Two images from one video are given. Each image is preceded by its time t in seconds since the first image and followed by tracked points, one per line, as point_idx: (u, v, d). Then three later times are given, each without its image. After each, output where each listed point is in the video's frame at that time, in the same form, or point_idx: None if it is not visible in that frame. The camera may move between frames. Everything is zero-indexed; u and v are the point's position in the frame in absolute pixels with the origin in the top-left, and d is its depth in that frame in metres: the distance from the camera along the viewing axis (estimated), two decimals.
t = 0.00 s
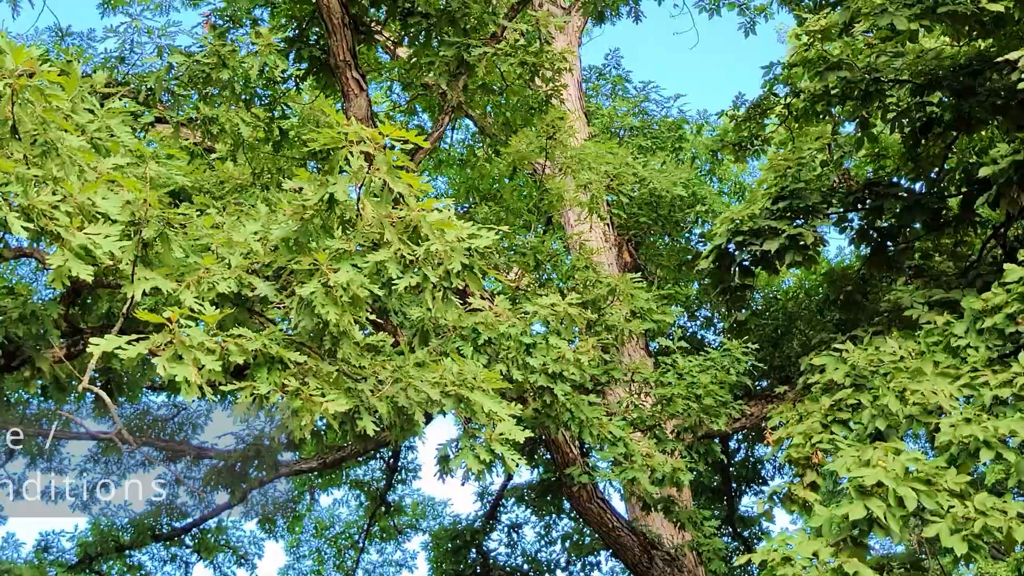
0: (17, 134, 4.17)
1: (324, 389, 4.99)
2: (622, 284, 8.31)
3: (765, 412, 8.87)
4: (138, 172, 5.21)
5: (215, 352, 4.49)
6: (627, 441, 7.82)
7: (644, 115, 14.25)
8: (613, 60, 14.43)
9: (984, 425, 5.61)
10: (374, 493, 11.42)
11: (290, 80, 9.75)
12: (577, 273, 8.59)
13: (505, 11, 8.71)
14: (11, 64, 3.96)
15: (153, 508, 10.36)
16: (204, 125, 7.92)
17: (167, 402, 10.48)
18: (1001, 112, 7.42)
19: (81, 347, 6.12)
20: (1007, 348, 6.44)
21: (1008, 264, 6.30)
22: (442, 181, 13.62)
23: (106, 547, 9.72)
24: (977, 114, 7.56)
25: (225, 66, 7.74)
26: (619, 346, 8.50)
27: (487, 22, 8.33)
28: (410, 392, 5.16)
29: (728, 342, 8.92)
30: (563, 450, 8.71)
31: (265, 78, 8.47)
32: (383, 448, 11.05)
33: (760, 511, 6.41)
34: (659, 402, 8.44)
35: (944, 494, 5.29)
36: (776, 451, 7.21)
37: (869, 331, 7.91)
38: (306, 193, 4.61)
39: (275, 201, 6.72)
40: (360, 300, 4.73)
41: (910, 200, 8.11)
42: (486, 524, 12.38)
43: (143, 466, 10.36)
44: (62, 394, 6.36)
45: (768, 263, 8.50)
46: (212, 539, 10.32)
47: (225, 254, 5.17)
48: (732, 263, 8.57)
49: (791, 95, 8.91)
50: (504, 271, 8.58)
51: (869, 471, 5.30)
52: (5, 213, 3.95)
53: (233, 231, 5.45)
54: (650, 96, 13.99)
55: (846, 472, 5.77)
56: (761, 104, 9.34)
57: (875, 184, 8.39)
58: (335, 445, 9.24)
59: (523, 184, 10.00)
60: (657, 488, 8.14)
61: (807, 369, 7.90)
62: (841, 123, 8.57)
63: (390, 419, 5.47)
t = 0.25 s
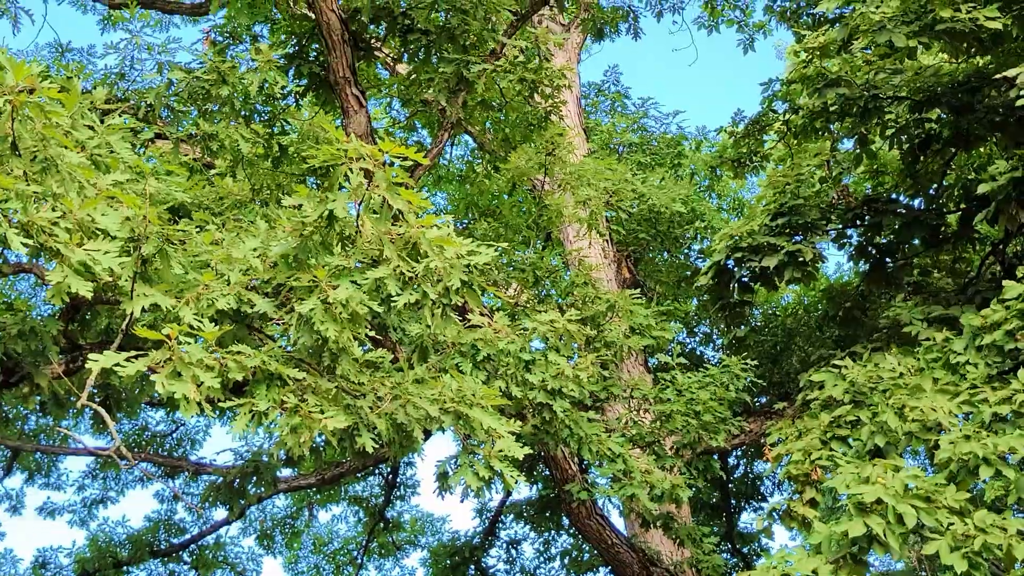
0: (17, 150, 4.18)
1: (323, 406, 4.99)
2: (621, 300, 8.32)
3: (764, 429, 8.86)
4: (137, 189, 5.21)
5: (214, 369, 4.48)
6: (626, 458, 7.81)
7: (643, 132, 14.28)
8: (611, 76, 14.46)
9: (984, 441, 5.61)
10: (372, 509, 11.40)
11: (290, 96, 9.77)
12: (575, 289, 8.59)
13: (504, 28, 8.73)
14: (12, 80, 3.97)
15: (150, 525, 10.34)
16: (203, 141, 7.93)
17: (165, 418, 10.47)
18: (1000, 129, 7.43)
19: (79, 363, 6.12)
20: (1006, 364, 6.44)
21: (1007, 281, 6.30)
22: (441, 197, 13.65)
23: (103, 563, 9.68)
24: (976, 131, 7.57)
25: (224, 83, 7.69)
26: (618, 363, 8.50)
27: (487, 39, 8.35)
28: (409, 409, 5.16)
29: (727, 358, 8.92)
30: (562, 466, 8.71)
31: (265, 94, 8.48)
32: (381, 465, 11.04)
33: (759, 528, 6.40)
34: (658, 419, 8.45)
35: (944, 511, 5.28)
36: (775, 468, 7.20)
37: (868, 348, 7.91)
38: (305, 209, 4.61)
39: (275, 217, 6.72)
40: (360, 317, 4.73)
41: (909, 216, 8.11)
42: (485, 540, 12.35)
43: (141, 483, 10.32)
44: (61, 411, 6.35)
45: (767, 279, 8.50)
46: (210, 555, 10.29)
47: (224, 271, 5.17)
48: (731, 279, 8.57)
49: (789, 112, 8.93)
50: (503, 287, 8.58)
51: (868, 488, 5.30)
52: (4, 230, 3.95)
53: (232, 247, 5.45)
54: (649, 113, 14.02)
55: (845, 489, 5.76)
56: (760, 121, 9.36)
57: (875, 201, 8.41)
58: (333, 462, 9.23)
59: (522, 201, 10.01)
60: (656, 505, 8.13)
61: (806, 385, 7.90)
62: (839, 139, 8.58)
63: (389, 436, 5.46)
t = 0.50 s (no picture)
0: (17, 167, 4.18)
1: (323, 422, 4.98)
2: (621, 317, 8.32)
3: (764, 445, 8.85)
4: (138, 205, 5.21)
5: (214, 386, 4.48)
6: (625, 474, 7.80)
7: (643, 148, 14.30)
8: (611, 93, 14.49)
9: (984, 459, 5.60)
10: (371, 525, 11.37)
11: (291, 113, 9.78)
12: (575, 305, 8.59)
13: (504, 44, 8.75)
14: (12, 97, 3.97)
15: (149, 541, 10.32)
16: (204, 157, 7.94)
17: (164, 434, 10.45)
18: (999, 146, 7.44)
19: (78, 379, 6.12)
20: (1006, 381, 6.44)
21: (1007, 298, 6.30)
22: (441, 213, 13.66)
23: None
24: (975, 147, 7.58)
25: (225, 99, 7.76)
26: (618, 379, 8.49)
27: (487, 56, 8.35)
28: (409, 426, 5.15)
29: (726, 375, 8.91)
30: (562, 483, 8.69)
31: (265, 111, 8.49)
32: (380, 481, 11.03)
33: (759, 545, 6.38)
34: (658, 435, 8.43)
35: (945, 529, 5.27)
36: (775, 485, 7.18)
37: (868, 364, 7.91)
38: (305, 226, 4.61)
39: (275, 233, 6.72)
40: (360, 333, 4.72)
41: (908, 233, 8.11)
42: (484, 557, 12.32)
43: (140, 498, 10.30)
44: (60, 427, 6.35)
45: (767, 296, 8.50)
46: (209, 572, 10.26)
47: (225, 287, 5.18)
48: (730, 296, 8.57)
49: (789, 129, 8.94)
50: (502, 303, 8.58)
51: (868, 506, 5.29)
52: (4, 246, 3.95)
53: (232, 264, 5.46)
54: (648, 129, 14.04)
55: (845, 507, 5.75)
56: (760, 137, 9.37)
57: (875, 217, 8.39)
58: (333, 477, 9.20)
59: (522, 216, 10.02)
60: (655, 521, 8.13)
61: (806, 402, 7.89)
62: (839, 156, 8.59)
63: (389, 453, 5.45)
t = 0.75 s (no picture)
0: (18, 185, 4.19)
1: (323, 440, 4.98)
2: (621, 334, 8.33)
3: (765, 463, 8.85)
4: (138, 223, 5.22)
5: (214, 404, 4.48)
6: (626, 492, 7.80)
7: (643, 166, 14.32)
8: (611, 110, 14.52)
9: (985, 477, 5.60)
10: (371, 542, 11.35)
11: (291, 130, 9.79)
12: (575, 322, 8.59)
13: (504, 62, 8.76)
14: (13, 116, 3.98)
15: (148, 558, 10.29)
16: (204, 175, 7.95)
17: (163, 451, 10.44)
18: (999, 163, 7.45)
19: (78, 397, 6.12)
20: (1007, 400, 6.44)
21: (1007, 316, 6.30)
22: (441, 230, 13.67)
23: None
24: (975, 165, 7.59)
25: (226, 117, 7.79)
26: (618, 396, 8.49)
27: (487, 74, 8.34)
28: (409, 444, 5.15)
29: (727, 393, 8.91)
30: (562, 501, 8.66)
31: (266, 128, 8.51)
32: (381, 499, 11.01)
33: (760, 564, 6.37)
34: (658, 453, 8.42)
35: (945, 547, 5.26)
36: (775, 503, 7.17)
37: (868, 382, 7.91)
38: (305, 244, 4.61)
39: (275, 251, 6.73)
40: (360, 352, 4.73)
41: (908, 251, 8.12)
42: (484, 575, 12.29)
43: (139, 516, 10.28)
44: (60, 444, 6.34)
45: (767, 313, 8.50)
46: None
47: (225, 304, 5.18)
48: (731, 313, 8.56)
49: (789, 146, 8.96)
50: (503, 320, 8.58)
51: (869, 525, 5.29)
52: (5, 264, 3.96)
53: (233, 281, 5.46)
54: (649, 147, 14.06)
55: (845, 525, 5.75)
56: (760, 155, 9.39)
57: (875, 234, 8.34)
58: (332, 495, 9.19)
59: (523, 234, 10.04)
60: (656, 539, 8.11)
61: (806, 420, 7.89)
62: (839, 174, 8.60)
63: (389, 472, 5.45)
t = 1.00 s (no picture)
0: (18, 201, 4.19)
1: (322, 456, 4.97)
2: (621, 349, 8.32)
3: (765, 478, 8.83)
4: (139, 238, 5.22)
5: (214, 420, 4.47)
6: (626, 507, 7.78)
7: (644, 181, 14.34)
8: (611, 126, 14.53)
9: (986, 493, 5.59)
10: (371, 558, 11.32)
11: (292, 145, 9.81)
12: (576, 338, 8.59)
13: (504, 78, 8.78)
14: (14, 131, 3.98)
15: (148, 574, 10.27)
16: (204, 190, 7.95)
17: (163, 466, 10.43)
18: (999, 179, 7.45)
19: (78, 412, 6.11)
20: (1007, 416, 6.43)
21: (1008, 332, 6.29)
22: (441, 245, 13.68)
23: None
24: (975, 181, 7.59)
25: (227, 132, 7.80)
26: (618, 412, 8.48)
27: (488, 90, 8.35)
28: (409, 460, 5.14)
29: (727, 408, 8.89)
30: (562, 516, 8.66)
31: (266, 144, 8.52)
32: (381, 514, 10.99)
33: None
34: (658, 468, 8.41)
35: (946, 564, 5.25)
36: (776, 518, 7.15)
37: (868, 398, 7.90)
38: (305, 260, 4.61)
39: (274, 267, 6.73)
40: (360, 368, 4.72)
41: (908, 266, 8.12)
42: None
43: (138, 531, 10.26)
44: (60, 459, 6.33)
45: (768, 329, 8.50)
46: None
47: (225, 320, 5.18)
48: (731, 329, 8.56)
49: (789, 162, 8.97)
50: (503, 336, 8.57)
51: (870, 541, 5.29)
52: (5, 280, 3.96)
53: (233, 297, 5.46)
54: (649, 162, 14.07)
55: (846, 541, 5.74)
56: (760, 170, 9.39)
57: (875, 250, 8.32)
58: (332, 510, 9.17)
59: (523, 249, 10.04)
60: (656, 555, 8.09)
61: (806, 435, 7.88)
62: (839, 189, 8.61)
63: (389, 487, 5.44)
